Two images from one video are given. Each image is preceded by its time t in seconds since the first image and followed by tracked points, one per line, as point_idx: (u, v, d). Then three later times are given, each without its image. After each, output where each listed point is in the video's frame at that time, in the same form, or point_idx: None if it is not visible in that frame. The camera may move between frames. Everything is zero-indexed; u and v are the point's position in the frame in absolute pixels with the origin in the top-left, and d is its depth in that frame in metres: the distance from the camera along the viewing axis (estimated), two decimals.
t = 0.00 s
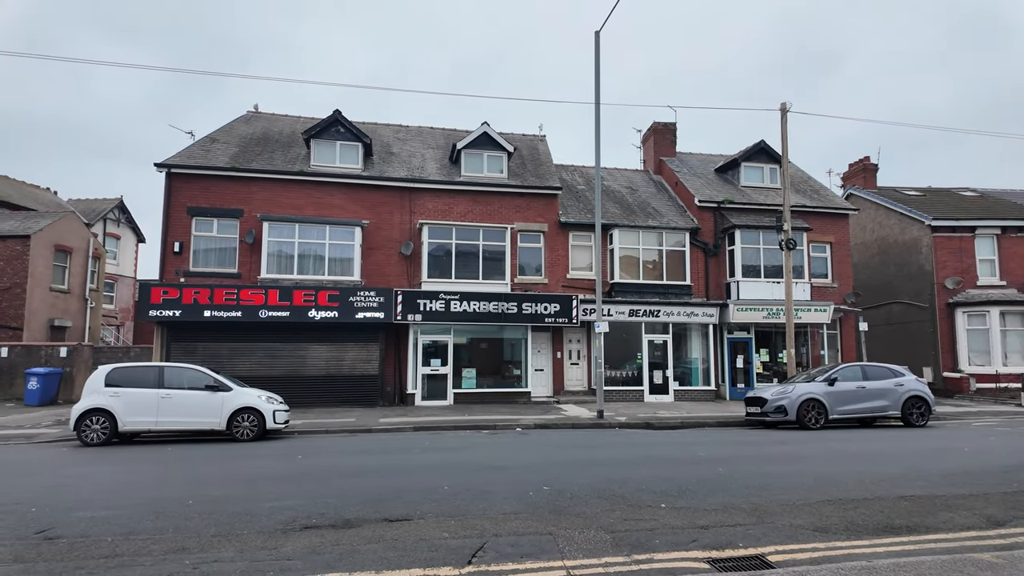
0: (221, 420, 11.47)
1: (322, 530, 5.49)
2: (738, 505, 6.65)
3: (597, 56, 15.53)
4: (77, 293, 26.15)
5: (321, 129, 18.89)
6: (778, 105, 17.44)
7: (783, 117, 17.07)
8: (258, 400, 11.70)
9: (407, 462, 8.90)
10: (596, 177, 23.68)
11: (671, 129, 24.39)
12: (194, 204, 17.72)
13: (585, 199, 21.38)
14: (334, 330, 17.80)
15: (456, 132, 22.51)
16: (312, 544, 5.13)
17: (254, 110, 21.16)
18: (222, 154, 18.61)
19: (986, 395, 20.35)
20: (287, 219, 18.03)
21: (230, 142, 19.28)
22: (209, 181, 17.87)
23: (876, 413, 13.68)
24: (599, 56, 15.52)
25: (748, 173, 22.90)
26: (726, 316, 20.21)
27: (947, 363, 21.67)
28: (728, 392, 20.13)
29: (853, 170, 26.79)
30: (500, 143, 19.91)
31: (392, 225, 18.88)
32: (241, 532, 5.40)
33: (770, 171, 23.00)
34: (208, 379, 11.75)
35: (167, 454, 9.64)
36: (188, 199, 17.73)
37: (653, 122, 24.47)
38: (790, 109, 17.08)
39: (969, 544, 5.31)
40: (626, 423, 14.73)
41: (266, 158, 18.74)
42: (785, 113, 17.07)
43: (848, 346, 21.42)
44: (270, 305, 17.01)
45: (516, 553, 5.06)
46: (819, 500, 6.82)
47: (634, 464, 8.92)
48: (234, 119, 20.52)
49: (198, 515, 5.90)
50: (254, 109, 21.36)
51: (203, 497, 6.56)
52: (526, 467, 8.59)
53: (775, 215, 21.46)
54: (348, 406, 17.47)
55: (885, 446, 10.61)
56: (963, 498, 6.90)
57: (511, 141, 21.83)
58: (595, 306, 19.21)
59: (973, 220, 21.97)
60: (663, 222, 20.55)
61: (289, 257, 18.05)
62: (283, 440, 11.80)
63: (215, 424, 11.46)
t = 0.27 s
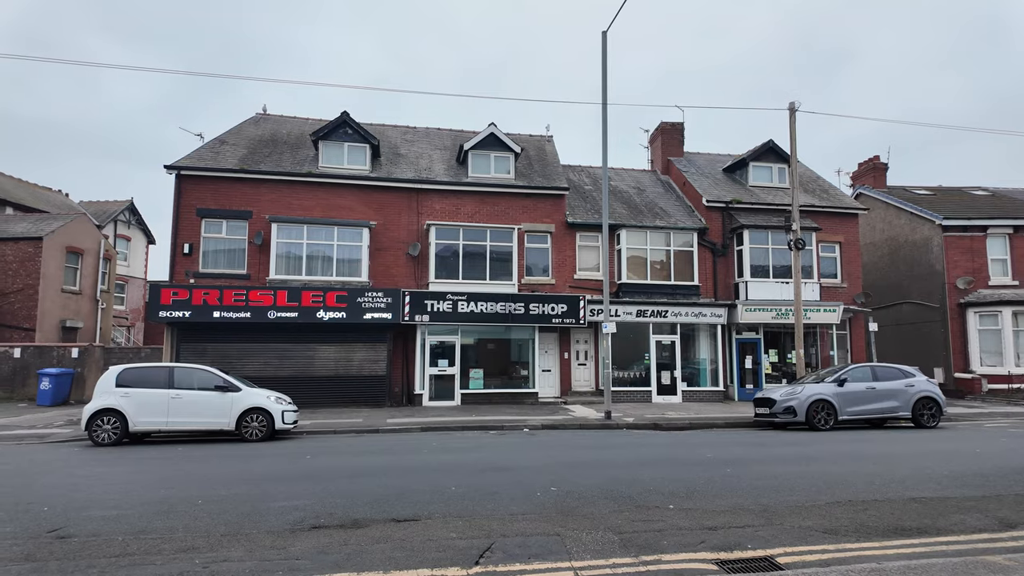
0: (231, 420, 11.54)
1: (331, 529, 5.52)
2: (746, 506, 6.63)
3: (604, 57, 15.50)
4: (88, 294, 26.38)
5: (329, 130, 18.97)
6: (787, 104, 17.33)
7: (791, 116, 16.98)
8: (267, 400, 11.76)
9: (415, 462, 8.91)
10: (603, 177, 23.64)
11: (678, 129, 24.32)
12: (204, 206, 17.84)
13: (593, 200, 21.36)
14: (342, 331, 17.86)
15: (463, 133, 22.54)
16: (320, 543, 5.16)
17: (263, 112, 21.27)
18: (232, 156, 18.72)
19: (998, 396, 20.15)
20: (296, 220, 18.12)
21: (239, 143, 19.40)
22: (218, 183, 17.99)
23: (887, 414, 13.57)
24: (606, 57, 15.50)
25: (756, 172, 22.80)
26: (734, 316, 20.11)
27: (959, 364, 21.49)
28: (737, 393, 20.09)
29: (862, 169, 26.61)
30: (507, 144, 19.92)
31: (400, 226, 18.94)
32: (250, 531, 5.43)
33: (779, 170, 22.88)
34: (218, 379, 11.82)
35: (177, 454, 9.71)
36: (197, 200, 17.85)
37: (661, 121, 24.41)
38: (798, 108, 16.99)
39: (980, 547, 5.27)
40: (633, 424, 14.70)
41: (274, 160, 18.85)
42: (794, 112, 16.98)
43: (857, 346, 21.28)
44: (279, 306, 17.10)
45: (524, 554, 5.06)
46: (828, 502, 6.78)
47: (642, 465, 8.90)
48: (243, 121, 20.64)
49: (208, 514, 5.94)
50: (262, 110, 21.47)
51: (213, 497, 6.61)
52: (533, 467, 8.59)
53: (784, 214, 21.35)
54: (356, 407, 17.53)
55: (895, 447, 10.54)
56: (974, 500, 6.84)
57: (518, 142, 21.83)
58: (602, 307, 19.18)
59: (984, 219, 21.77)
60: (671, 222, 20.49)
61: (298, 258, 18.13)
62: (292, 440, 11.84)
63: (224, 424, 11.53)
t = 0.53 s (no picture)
0: (239, 420, 11.61)
1: (339, 529, 5.54)
2: (754, 507, 6.60)
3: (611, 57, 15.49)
4: (99, 295, 26.60)
5: (336, 131, 19.04)
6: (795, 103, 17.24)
7: (800, 116, 16.90)
8: (275, 400, 11.82)
9: (422, 462, 8.93)
10: (610, 177, 23.61)
11: (686, 129, 24.26)
12: (213, 207, 17.95)
13: (599, 200, 21.33)
14: (350, 331, 17.92)
15: (470, 133, 22.58)
16: (329, 543, 5.17)
17: (271, 114, 21.39)
18: (240, 157, 18.83)
19: (1010, 396, 19.97)
20: (304, 221, 18.20)
21: (247, 145, 19.50)
22: (227, 184, 18.10)
23: (897, 415, 13.48)
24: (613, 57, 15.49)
25: (764, 172, 22.70)
26: (742, 316, 20.03)
27: (970, 364, 21.30)
28: (745, 393, 20.02)
29: (872, 168, 26.45)
30: (513, 144, 19.93)
31: (407, 227, 18.98)
32: (259, 531, 5.46)
33: (787, 170, 22.77)
34: (227, 380, 11.89)
35: (186, 454, 9.78)
36: (206, 202, 17.96)
37: (668, 121, 24.35)
38: (806, 107, 16.91)
39: (992, 548, 5.22)
40: (641, 424, 14.66)
41: (283, 161, 18.94)
42: (802, 111, 16.91)
43: (867, 346, 21.13)
44: (287, 306, 17.18)
45: (531, 554, 5.06)
46: (837, 503, 6.74)
47: (649, 465, 8.88)
48: (252, 122, 20.75)
49: (216, 513, 5.98)
50: (270, 112, 21.58)
51: (223, 496, 6.65)
52: (540, 468, 8.59)
53: (792, 214, 21.24)
54: (364, 407, 17.58)
55: (905, 448, 10.46)
56: (985, 501, 6.78)
57: (525, 142, 21.84)
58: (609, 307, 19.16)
59: (996, 218, 21.58)
60: (678, 222, 20.43)
61: (306, 258, 18.21)
62: (301, 440, 11.90)
63: (233, 424, 11.60)
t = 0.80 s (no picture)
0: (249, 420, 11.67)
1: (347, 529, 5.56)
2: (763, 508, 6.57)
3: (618, 57, 15.46)
4: (110, 296, 26.82)
5: (345, 133, 19.11)
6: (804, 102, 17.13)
7: (809, 115, 16.81)
8: (284, 400, 11.87)
9: (429, 462, 8.94)
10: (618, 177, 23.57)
11: (694, 128, 24.17)
12: (222, 208, 18.05)
13: (607, 200, 21.29)
14: (358, 331, 17.97)
15: (478, 134, 22.60)
16: (337, 543, 5.19)
17: (279, 115, 21.50)
18: (249, 158, 18.93)
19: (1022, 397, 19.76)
20: (312, 222, 18.29)
21: (256, 146, 19.61)
22: (236, 185, 18.20)
23: (907, 416, 13.37)
24: (620, 57, 15.46)
25: (773, 171, 22.59)
26: (751, 316, 19.93)
27: (982, 365, 21.11)
28: (754, 394, 19.94)
29: (882, 168, 26.27)
30: (521, 144, 19.93)
31: (415, 228, 19.02)
32: (269, 530, 5.48)
33: (796, 169, 22.65)
34: (236, 380, 11.95)
35: (196, 453, 9.84)
36: (216, 203, 18.07)
37: (676, 120, 24.27)
38: (815, 106, 16.81)
39: (1005, 551, 5.17)
40: (649, 425, 14.62)
41: (291, 162, 19.03)
42: (811, 110, 16.81)
43: (877, 347, 20.98)
44: (295, 307, 17.26)
45: (539, 554, 5.06)
46: (847, 505, 6.69)
47: (657, 466, 8.85)
48: (260, 124, 20.87)
49: (226, 513, 6.01)
50: (279, 113, 21.69)
51: (232, 496, 6.68)
52: (547, 468, 8.58)
53: (801, 214, 21.12)
54: (371, 407, 17.64)
55: (916, 449, 10.37)
56: (998, 503, 6.71)
57: (532, 143, 21.83)
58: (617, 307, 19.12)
59: (1008, 218, 21.38)
60: (686, 222, 20.36)
61: (314, 259, 18.29)
62: (309, 440, 11.94)
63: (242, 424, 11.66)
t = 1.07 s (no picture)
0: (258, 420, 11.73)
1: (355, 529, 5.57)
2: (772, 510, 6.53)
3: (626, 57, 15.44)
4: (120, 297, 27.01)
5: (352, 134, 19.16)
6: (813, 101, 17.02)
7: (817, 114, 16.72)
8: (292, 400, 11.92)
9: (436, 463, 8.94)
10: (625, 177, 23.52)
11: (702, 128, 24.08)
12: (231, 210, 18.15)
13: (614, 200, 21.26)
14: (366, 332, 18.02)
15: (485, 135, 22.62)
16: (346, 543, 5.20)
17: (287, 117, 21.60)
18: (258, 160, 19.03)
19: None
20: (320, 223, 18.36)
21: (264, 148, 19.71)
22: (245, 187, 18.29)
23: (918, 417, 13.27)
24: (628, 57, 15.43)
25: (781, 171, 22.48)
26: (760, 317, 19.84)
27: (994, 366, 20.91)
28: (762, 395, 19.84)
29: (891, 167, 26.09)
30: (528, 145, 19.93)
31: (422, 228, 19.06)
32: (278, 529, 5.51)
33: (804, 169, 22.54)
34: (245, 380, 12.01)
35: (205, 453, 9.90)
36: (224, 204, 18.17)
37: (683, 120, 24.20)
38: (824, 105, 16.71)
39: (1018, 554, 5.12)
40: (657, 426, 14.57)
41: (299, 164, 19.12)
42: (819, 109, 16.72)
43: (887, 348, 20.83)
44: (304, 307, 17.33)
45: (547, 555, 5.05)
46: (858, 506, 6.65)
47: (665, 467, 8.82)
48: (269, 125, 20.97)
49: (235, 512, 6.04)
50: (287, 115, 21.79)
51: (242, 495, 6.72)
52: (555, 469, 8.57)
53: (810, 213, 21.01)
54: (379, 407, 17.68)
55: (927, 451, 10.29)
56: (1011, 506, 6.64)
57: (539, 143, 21.83)
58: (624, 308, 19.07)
59: (1019, 217, 21.19)
60: (694, 222, 20.29)
61: (322, 260, 18.37)
62: (317, 440, 11.98)
63: (251, 423, 11.72)
